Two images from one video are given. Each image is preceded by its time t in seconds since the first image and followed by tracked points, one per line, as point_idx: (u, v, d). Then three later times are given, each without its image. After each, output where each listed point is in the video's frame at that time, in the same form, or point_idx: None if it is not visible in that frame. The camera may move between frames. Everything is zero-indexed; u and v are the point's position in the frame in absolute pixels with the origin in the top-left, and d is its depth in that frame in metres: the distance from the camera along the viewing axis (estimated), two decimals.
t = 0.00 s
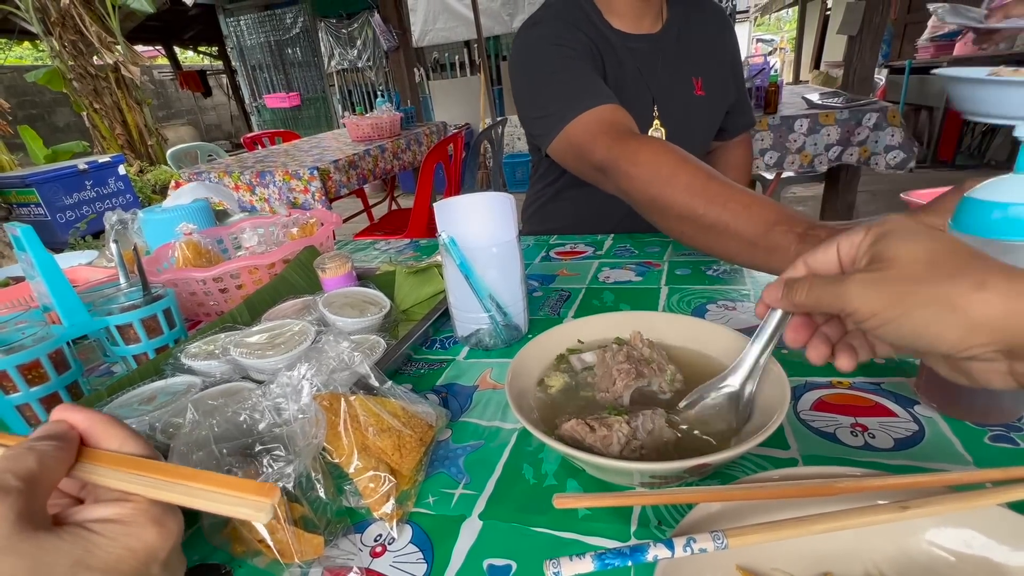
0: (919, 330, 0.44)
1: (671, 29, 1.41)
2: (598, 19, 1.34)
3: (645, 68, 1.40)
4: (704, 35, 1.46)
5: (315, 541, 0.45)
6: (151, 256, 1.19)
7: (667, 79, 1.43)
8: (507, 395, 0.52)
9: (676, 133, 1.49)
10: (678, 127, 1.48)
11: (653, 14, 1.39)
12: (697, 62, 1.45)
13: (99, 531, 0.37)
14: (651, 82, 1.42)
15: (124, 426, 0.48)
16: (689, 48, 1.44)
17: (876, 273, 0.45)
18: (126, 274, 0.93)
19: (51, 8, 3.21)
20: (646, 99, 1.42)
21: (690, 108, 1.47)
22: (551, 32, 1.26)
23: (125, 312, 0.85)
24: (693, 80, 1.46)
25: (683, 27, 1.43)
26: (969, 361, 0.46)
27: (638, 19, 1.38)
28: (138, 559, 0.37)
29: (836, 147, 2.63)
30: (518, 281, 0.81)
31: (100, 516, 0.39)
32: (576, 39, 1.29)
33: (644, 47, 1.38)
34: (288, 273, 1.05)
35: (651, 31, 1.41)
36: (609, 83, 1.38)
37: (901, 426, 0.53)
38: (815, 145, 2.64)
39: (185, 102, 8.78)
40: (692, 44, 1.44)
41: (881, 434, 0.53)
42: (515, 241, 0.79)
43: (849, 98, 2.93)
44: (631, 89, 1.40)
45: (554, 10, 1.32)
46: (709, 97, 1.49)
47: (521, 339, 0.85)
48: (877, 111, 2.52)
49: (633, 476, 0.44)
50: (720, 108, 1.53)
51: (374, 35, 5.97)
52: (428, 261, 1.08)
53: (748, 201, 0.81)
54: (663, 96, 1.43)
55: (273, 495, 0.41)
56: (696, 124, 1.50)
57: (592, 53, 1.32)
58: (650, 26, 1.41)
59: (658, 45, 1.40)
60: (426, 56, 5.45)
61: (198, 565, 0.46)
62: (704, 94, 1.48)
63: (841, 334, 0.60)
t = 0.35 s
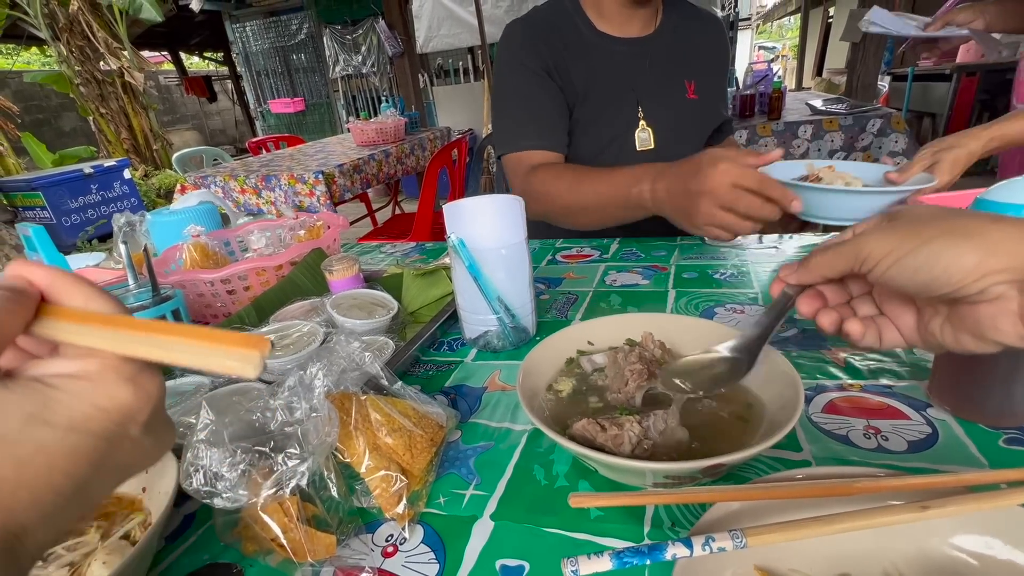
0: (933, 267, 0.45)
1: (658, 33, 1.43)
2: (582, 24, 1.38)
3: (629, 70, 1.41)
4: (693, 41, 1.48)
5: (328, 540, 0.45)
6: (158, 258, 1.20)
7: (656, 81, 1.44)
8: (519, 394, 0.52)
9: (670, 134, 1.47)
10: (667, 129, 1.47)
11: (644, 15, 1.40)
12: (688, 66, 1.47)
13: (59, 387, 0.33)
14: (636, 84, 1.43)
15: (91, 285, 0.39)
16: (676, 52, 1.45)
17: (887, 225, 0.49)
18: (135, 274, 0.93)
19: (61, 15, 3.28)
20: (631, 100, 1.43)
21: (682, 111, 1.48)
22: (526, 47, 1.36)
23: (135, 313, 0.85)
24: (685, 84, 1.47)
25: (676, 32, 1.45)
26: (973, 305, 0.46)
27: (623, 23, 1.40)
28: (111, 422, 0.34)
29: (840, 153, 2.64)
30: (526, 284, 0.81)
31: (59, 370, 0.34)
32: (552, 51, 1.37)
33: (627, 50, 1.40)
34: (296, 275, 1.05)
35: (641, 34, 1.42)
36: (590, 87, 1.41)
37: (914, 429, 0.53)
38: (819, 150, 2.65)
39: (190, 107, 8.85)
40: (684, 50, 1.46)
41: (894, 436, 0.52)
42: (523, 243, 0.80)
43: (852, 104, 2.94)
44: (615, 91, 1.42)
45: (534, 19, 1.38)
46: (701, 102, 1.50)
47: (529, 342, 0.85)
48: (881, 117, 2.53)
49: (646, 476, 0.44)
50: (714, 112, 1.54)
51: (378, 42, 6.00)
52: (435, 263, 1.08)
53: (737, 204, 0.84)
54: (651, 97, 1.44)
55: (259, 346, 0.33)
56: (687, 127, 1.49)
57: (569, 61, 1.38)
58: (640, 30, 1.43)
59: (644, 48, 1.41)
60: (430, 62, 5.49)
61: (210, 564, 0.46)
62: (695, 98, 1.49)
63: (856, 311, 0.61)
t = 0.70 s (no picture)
0: (845, 248, 0.46)
1: (650, 40, 1.44)
2: (572, 33, 1.44)
3: (617, 75, 1.44)
4: (690, 48, 1.47)
5: (338, 545, 0.45)
6: (166, 263, 1.20)
7: (644, 86, 1.45)
8: (529, 397, 0.52)
9: (655, 139, 1.48)
10: (654, 133, 1.47)
11: (632, 25, 1.42)
12: (681, 71, 1.47)
13: None
14: (624, 89, 1.45)
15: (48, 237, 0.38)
16: (669, 58, 1.46)
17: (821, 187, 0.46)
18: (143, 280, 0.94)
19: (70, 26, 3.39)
20: (616, 104, 1.45)
21: (671, 116, 1.47)
22: (517, 55, 1.45)
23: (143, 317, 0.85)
24: (676, 89, 1.47)
25: (669, 39, 1.46)
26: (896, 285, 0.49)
27: (614, 30, 1.43)
28: (59, 396, 0.33)
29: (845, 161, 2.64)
30: (534, 289, 0.81)
31: None
32: (541, 60, 1.44)
33: (615, 57, 1.43)
34: (303, 280, 1.05)
35: (632, 42, 1.44)
36: (575, 91, 1.45)
37: (928, 436, 0.52)
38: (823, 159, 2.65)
39: (196, 115, 8.94)
40: (678, 56, 1.47)
41: (907, 444, 0.52)
42: (531, 248, 0.80)
43: (856, 112, 2.94)
44: (601, 94, 1.45)
45: (527, 30, 1.47)
46: (692, 107, 1.48)
47: (535, 348, 0.85)
48: (885, 126, 2.53)
49: (657, 481, 0.44)
50: (708, 118, 1.51)
51: (382, 50, 6.17)
52: (442, 268, 1.07)
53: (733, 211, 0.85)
54: (637, 101, 1.46)
55: (197, 310, 0.29)
56: (677, 132, 1.49)
57: (556, 68, 1.44)
58: (632, 37, 1.45)
59: (634, 55, 1.43)
60: (435, 72, 5.54)
61: (218, 569, 0.46)
62: (686, 103, 1.48)
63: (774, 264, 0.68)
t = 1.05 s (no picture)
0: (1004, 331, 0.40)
1: (650, 64, 1.47)
2: (575, 58, 1.48)
3: (617, 98, 1.47)
4: (690, 70, 1.50)
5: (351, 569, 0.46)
6: (178, 281, 1.22)
7: (644, 108, 1.48)
8: (538, 423, 0.53)
9: (654, 159, 1.50)
10: (654, 154, 1.50)
11: (632, 49, 1.45)
12: (680, 93, 1.49)
13: None
14: (623, 111, 1.48)
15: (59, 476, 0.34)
16: (669, 81, 1.48)
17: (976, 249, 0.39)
18: (157, 298, 0.96)
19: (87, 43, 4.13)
20: (615, 126, 1.48)
21: (672, 137, 1.50)
22: (519, 79, 1.47)
23: (157, 336, 0.87)
24: (676, 110, 1.49)
25: (670, 62, 1.49)
26: None
27: (614, 53, 1.46)
28: None
29: (849, 179, 2.65)
30: (540, 311, 0.82)
31: None
32: (544, 84, 1.47)
33: (615, 80, 1.46)
34: (312, 299, 1.07)
35: (632, 66, 1.47)
36: (575, 114, 1.48)
37: (932, 464, 0.53)
38: (828, 177, 2.66)
39: (205, 130, 9.13)
40: (678, 78, 1.49)
41: (912, 471, 0.52)
42: (538, 271, 0.81)
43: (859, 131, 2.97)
44: (600, 117, 1.48)
45: (530, 54, 1.50)
46: (692, 129, 1.51)
47: (542, 368, 0.86)
48: (888, 145, 2.55)
49: (665, 509, 0.44)
50: (709, 139, 1.54)
51: (389, 68, 6.17)
52: (450, 289, 1.09)
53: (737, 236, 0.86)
54: (636, 123, 1.48)
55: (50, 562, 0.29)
56: (677, 152, 1.51)
57: (557, 91, 1.47)
58: (633, 61, 1.48)
59: (634, 78, 1.46)
60: (441, 89, 5.65)
61: None
62: (687, 124, 1.50)
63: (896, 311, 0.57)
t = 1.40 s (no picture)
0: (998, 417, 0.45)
1: (643, 89, 1.49)
2: (565, 86, 1.53)
3: (606, 123, 1.50)
4: (685, 95, 1.50)
5: None
6: (182, 300, 1.23)
7: (632, 134, 1.50)
8: (539, 451, 0.52)
9: (641, 184, 1.53)
10: (640, 179, 1.52)
11: (625, 77, 1.48)
12: (674, 118, 1.50)
13: None
14: (610, 137, 1.51)
15: None
16: (662, 107, 1.49)
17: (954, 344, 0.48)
18: (162, 318, 0.96)
19: (102, 64, 5.00)
20: (601, 152, 1.52)
21: (662, 161, 1.51)
22: (513, 104, 1.57)
23: (160, 357, 0.87)
24: (667, 135, 1.50)
25: (663, 87, 1.49)
26: None
27: (608, 79, 1.49)
28: None
29: (851, 200, 2.66)
30: (543, 334, 0.82)
31: None
32: (534, 111, 1.54)
33: (605, 105, 1.49)
34: (315, 319, 1.07)
35: (621, 92, 1.50)
36: (562, 139, 1.54)
37: (942, 497, 0.52)
38: (831, 198, 2.67)
39: (214, 147, 9.30)
40: (673, 102, 1.49)
41: (921, 504, 0.51)
42: (542, 295, 0.81)
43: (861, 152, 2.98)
44: (586, 143, 1.52)
45: (526, 81, 1.57)
46: (685, 153, 1.51)
47: (545, 392, 0.85)
48: (890, 165, 2.55)
49: (668, 544, 0.44)
50: (703, 164, 1.53)
51: (396, 88, 6.33)
52: (453, 310, 1.09)
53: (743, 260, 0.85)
54: (622, 148, 1.51)
55: None
56: (667, 177, 1.52)
57: (547, 117, 1.54)
58: (624, 86, 1.50)
59: (625, 104, 1.49)
60: (447, 108, 5.75)
61: None
62: (678, 150, 1.51)
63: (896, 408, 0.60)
